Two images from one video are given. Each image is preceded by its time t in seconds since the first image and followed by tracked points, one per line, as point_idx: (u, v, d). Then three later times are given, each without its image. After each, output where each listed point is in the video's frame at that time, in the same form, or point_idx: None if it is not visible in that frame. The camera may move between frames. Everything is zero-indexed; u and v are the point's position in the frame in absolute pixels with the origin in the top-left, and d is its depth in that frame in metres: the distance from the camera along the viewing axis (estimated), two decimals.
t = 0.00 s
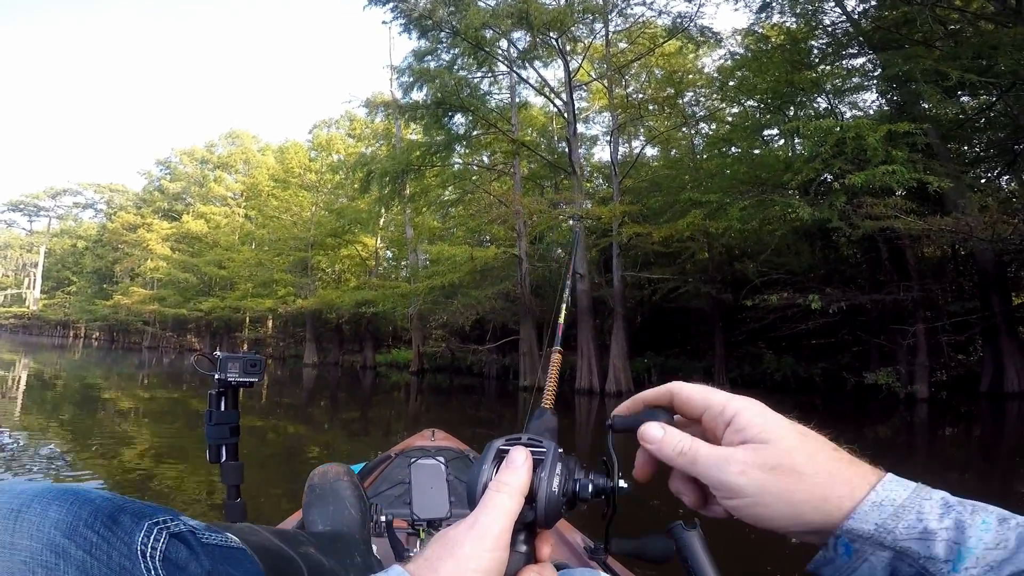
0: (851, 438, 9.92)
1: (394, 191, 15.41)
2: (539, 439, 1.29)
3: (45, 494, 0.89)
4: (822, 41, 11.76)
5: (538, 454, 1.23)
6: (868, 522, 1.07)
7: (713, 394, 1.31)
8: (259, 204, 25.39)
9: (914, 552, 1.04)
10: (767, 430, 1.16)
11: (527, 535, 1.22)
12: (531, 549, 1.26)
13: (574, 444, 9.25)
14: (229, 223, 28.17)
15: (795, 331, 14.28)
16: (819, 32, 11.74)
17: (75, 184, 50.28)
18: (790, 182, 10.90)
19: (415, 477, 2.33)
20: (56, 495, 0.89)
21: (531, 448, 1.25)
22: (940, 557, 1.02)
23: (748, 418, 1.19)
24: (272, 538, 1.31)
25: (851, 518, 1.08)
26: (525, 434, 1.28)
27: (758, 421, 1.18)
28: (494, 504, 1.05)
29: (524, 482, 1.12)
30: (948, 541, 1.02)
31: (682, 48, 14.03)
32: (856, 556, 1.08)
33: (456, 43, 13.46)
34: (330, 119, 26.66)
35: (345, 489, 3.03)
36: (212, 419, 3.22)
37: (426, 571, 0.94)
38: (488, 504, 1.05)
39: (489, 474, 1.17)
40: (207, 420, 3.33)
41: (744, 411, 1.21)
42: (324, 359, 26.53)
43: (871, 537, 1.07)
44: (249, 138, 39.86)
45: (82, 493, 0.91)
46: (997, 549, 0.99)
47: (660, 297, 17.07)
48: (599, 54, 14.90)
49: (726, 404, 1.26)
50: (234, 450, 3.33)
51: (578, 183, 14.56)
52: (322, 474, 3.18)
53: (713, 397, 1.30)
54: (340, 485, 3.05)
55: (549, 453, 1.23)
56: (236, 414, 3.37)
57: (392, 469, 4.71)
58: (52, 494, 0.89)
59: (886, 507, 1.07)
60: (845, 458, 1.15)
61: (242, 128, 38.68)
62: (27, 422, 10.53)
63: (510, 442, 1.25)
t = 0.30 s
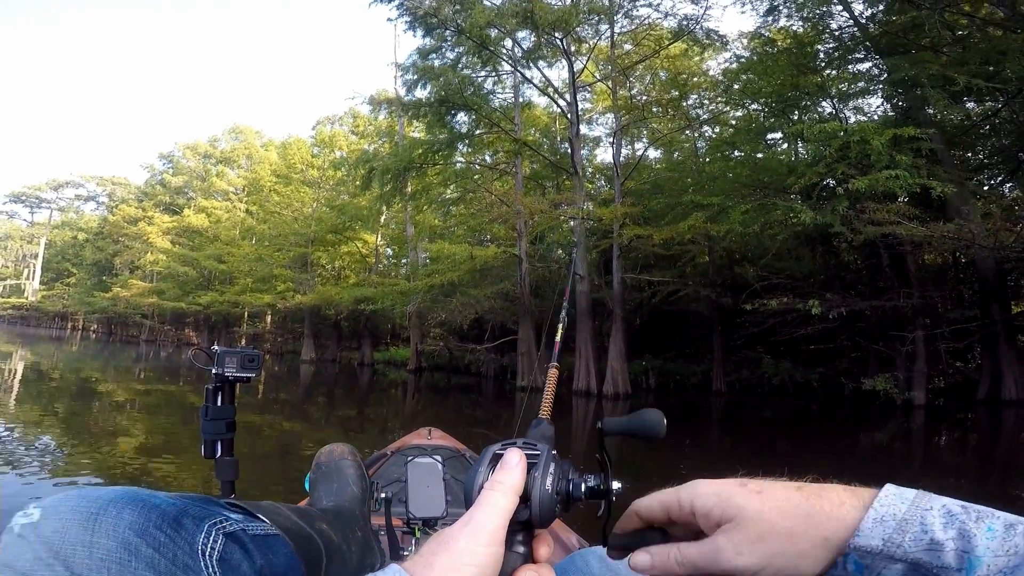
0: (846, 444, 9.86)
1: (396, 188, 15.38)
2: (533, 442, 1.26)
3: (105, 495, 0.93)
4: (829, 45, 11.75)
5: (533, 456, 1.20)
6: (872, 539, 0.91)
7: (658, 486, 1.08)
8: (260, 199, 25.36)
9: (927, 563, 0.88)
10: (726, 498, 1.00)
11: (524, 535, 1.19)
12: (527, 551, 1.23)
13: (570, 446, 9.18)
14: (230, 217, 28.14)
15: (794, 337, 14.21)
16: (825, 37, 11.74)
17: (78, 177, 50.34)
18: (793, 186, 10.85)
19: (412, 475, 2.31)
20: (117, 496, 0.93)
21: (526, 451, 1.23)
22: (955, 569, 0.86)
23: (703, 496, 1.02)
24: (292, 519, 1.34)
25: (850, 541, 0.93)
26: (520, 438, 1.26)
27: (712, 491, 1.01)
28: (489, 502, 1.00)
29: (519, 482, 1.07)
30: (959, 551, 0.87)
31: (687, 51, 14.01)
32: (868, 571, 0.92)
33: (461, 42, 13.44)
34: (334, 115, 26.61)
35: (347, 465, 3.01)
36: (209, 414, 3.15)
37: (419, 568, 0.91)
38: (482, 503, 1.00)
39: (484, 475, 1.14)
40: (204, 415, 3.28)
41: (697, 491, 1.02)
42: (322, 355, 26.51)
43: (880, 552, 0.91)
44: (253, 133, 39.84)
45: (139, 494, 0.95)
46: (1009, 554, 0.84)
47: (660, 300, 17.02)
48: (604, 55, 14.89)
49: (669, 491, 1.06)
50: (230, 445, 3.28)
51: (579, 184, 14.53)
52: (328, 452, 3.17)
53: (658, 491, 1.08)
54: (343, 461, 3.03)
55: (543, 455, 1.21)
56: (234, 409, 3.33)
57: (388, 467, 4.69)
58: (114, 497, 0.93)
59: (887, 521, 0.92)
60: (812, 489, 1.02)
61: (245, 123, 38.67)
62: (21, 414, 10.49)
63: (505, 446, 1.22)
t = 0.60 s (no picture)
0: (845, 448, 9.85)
1: (397, 187, 15.34)
2: (521, 458, 1.24)
3: (178, 516, 1.19)
4: (834, 48, 11.71)
5: (520, 471, 1.19)
6: (899, 493, 0.98)
7: (668, 420, 1.20)
8: (262, 196, 25.33)
9: (949, 521, 0.97)
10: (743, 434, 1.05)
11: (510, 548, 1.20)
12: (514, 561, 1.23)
13: (568, 447, 9.16)
14: (231, 214, 28.12)
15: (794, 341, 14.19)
16: (830, 40, 11.73)
17: (81, 171, 50.37)
18: (795, 189, 10.81)
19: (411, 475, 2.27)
20: (188, 516, 1.20)
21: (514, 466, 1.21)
22: (976, 525, 0.95)
23: (719, 429, 1.09)
24: (321, 510, 1.64)
25: (878, 491, 0.98)
26: (507, 454, 1.24)
27: (730, 426, 1.08)
28: (477, 514, 1.00)
29: (506, 497, 1.07)
30: (982, 509, 0.95)
31: (691, 53, 13.97)
32: (889, 530, 0.98)
33: (464, 41, 13.39)
34: (337, 113, 26.57)
35: (352, 463, 3.00)
36: (209, 410, 3.12)
37: None
38: (470, 516, 1.00)
39: (472, 490, 1.14)
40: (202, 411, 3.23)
41: (714, 424, 1.10)
42: (321, 353, 26.49)
43: (906, 507, 0.98)
44: (255, 130, 39.77)
45: (205, 512, 1.23)
46: None
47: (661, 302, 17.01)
48: (608, 57, 14.84)
49: (682, 423, 1.16)
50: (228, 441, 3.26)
51: (581, 185, 14.50)
52: (336, 450, 3.15)
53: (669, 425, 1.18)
54: (348, 459, 3.02)
55: (531, 470, 1.19)
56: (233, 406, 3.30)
57: (386, 466, 4.67)
58: (187, 516, 1.20)
59: (914, 476, 0.99)
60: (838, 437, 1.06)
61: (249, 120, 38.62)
62: (18, 408, 10.48)
63: (492, 462, 1.21)
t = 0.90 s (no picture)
0: (846, 452, 9.77)
1: (398, 188, 15.33)
2: (521, 467, 1.26)
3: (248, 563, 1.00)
4: (837, 50, 11.69)
5: (520, 478, 1.19)
6: (789, 543, 0.82)
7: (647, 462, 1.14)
8: (263, 195, 25.34)
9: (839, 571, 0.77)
10: (686, 484, 1.01)
11: (510, 556, 1.16)
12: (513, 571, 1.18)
13: (567, 450, 9.10)
14: (234, 213, 28.16)
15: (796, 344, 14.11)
16: (834, 42, 11.73)
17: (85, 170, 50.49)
18: (798, 190, 10.77)
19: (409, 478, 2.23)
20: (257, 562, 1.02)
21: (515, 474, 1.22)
22: None
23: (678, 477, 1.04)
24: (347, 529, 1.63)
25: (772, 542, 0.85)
26: (509, 463, 1.26)
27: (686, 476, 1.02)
28: (474, 520, 0.94)
29: (506, 504, 1.03)
30: (867, 558, 0.75)
31: (694, 54, 13.95)
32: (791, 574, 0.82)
33: (467, 41, 13.37)
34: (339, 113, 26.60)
35: (355, 477, 2.94)
36: (208, 409, 3.09)
37: None
38: (467, 521, 0.93)
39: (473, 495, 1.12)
40: (202, 411, 3.21)
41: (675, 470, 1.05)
42: (322, 354, 26.48)
43: (795, 555, 0.81)
44: (259, 130, 39.81)
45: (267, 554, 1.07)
46: (911, 562, 0.71)
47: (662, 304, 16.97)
48: (610, 58, 14.83)
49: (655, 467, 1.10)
50: (227, 442, 3.23)
51: (582, 186, 14.47)
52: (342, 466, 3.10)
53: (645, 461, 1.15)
54: (353, 472, 2.96)
55: (531, 478, 1.20)
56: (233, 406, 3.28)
57: (384, 468, 4.63)
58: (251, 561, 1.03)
59: (803, 523, 0.83)
60: (761, 484, 0.93)
61: (252, 120, 38.67)
62: (18, 406, 10.46)
63: (494, 469, 1.22)
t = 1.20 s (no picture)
0: (848, 453, 9.77)
1: (398, 189, 15.31)
2: (520, 467, 1.24)
3: None
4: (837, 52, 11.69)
5: (518, 480, 1.18)
6: (858, 513, 0.93)
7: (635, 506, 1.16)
8: (263, 197, 25.33)
9: (913, 537, 0.91)
10: (708, 503, 1.03)
11: (509, 557, 1.16)
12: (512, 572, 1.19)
13: (568, 452, 9.09)
14: (233, 215, 28.15)
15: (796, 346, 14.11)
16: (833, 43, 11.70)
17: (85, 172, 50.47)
18: (799, 192, 10.75)
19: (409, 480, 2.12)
20: None
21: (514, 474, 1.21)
22: (938, 541, 0.89)
23: (678, 508, 1.07)
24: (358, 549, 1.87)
25: (836, 518, 0.94)
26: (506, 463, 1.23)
27: (687, 505, 1.07)
28: (473, 522, 0.93)
29: (504, 506, 1.01)
30: (940, 524, 0.90)
31: (694, 56, 13.94)
32: (861, 551, 0.92)
33: (468, 43, 13.38)
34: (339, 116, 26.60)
35: (357, 498, 2.74)
36: (208, 412, 3.06)
37: None
38: (466, 524, 0.93)
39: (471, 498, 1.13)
40: (201, 413, 3.17)
41: (670, 502, 1.08)
42: (321, 356, 26.44)
43: (866, 526, 0.92)
44: (259, 132, 39.77)
45: None
46: (985, 526, 0.88)
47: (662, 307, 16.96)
48: (610, 60, 14.84)
49: (646, 507, 1.13)
50: (226, 444, 3.20)
51: (582, 187, 14.47)
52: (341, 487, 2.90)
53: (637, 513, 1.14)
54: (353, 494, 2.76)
55: (529, 480, 1.19)
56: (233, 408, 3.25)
57: (384, 469, 4.61)
58: None
59: (867, 495, 0.94)
60: (781, 478, 1.03)
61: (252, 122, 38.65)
62: (17, 408, 10.44)
63: (491, 470, 1.20)
